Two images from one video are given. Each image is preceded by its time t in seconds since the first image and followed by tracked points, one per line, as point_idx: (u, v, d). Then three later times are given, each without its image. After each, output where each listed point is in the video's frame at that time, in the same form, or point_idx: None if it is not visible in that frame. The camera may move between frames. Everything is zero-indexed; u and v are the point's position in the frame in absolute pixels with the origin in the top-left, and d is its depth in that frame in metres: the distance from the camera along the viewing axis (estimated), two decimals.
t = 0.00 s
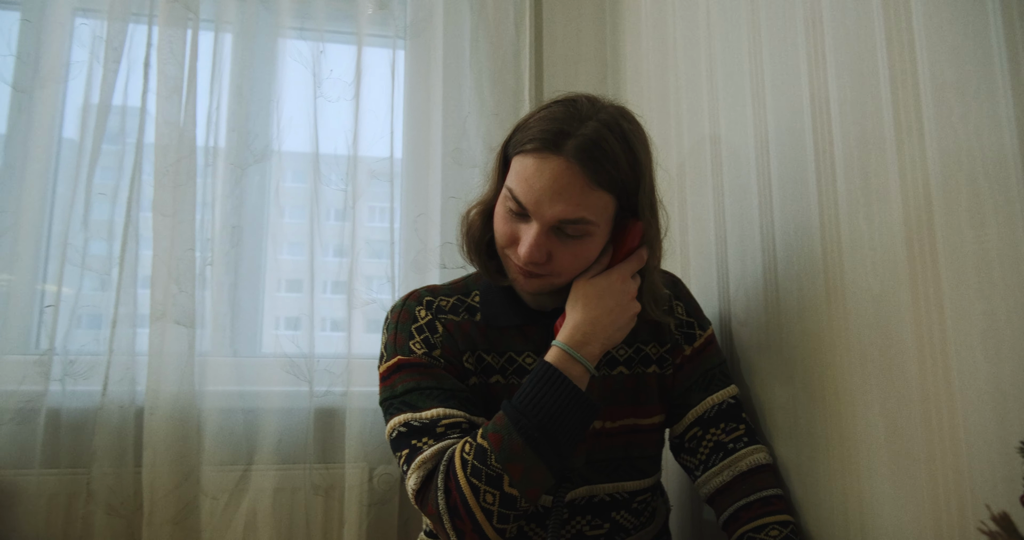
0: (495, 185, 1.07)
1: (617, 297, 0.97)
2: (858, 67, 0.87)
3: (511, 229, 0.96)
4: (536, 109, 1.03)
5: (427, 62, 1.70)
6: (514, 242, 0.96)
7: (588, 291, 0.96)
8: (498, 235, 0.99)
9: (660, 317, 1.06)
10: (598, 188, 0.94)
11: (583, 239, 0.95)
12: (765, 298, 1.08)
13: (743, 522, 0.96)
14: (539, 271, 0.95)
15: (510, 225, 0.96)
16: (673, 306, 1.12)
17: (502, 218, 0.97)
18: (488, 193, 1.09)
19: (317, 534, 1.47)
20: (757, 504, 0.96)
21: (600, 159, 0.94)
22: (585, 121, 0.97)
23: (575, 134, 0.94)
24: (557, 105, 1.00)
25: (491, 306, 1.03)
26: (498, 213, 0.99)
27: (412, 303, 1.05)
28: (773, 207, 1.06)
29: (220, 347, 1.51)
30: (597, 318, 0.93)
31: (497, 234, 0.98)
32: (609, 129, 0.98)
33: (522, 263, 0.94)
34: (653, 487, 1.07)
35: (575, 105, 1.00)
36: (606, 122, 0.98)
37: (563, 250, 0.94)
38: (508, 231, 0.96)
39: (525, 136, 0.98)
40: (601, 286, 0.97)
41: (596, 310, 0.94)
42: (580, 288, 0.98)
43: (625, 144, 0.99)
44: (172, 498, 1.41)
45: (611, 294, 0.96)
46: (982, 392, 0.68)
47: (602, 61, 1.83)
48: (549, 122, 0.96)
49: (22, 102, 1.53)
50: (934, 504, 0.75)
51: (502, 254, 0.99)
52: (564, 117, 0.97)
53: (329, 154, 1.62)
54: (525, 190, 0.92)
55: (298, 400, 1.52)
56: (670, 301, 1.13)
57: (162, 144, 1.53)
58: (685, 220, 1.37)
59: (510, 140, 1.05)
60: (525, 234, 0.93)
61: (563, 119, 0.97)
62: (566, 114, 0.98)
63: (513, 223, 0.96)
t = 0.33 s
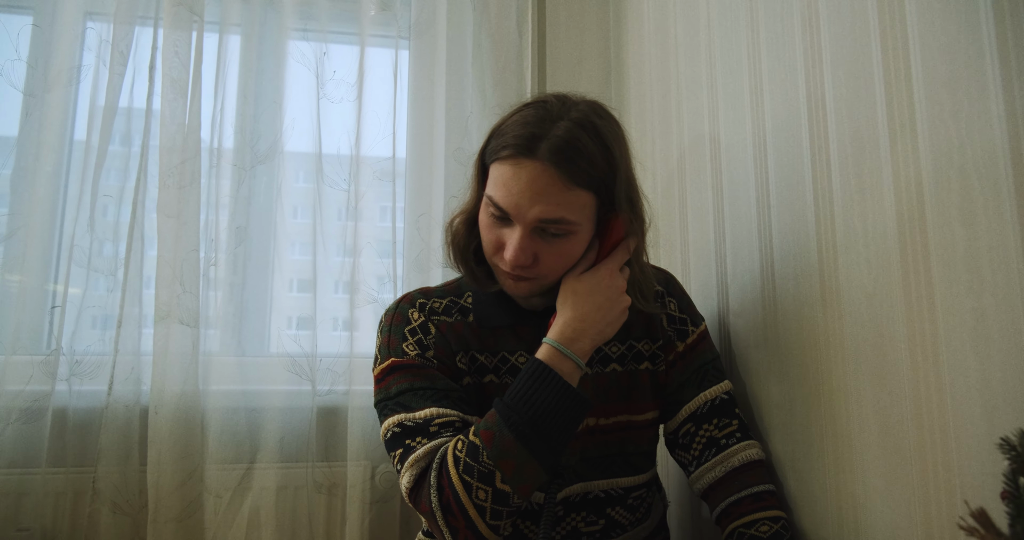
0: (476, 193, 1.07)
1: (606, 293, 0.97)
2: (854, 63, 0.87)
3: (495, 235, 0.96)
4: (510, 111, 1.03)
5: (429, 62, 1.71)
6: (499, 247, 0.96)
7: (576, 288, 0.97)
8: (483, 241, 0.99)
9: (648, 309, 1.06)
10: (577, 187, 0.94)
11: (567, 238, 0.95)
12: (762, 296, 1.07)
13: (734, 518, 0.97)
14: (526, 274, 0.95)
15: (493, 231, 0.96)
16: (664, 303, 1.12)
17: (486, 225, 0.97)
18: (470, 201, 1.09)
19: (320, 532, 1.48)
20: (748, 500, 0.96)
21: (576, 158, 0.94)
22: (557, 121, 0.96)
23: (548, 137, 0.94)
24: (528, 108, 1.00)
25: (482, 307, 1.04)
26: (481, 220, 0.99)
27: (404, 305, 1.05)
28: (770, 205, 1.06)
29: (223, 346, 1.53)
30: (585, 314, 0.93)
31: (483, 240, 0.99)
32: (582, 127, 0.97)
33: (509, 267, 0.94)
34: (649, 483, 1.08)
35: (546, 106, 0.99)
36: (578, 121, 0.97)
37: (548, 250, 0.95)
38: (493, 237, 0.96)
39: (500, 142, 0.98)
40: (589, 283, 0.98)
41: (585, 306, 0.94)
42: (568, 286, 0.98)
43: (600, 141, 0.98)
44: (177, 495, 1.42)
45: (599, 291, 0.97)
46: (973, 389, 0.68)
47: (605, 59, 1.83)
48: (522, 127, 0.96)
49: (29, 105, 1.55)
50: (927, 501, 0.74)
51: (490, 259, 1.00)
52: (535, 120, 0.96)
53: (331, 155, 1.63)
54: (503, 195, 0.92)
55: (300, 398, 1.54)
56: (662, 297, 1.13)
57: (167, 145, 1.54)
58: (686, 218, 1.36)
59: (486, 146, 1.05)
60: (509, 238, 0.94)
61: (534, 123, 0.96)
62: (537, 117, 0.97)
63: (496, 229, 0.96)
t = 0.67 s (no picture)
0: (463, 191, 1.07)
1: (597, 284, 0.98)
2: (841, 54, 0.87)
3: (487, 233, 0.97)
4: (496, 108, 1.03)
5: (424, 58, 1.71)
6: (491, 245, 0.97)
7: (567, 280, 0.97)
8: (475, 239, 1.00)
9: (636, 298, 1.07)
10: (565, 182, 0.94)
11: (558, 232, 0.96)
12: (754, 286, 1.08)
13: (721, 506, 0.98)
14: (519, 269, 0.96)
15: (485, 229, 0.97)
16: (654, 293, 1.13)
17: (478, 223, 0.98)
18: (457, 199, 1.09)
19: (320, 527, 1.50)
20: (735, 489, 0.97)
21: (562, 153, 0.94)
22: (542, 118, 0.96)
23: (535, 134, 0.94)
24: (512, 105, 1.00)
25: (473, 301, 1.04)
26: (472, 219, 0.99)
27: (396, 302, 1.06)
28: (762, 197, 1.06)
29: (221, 344, 1.54)
30: (575, 307, 0.94)
31: (475, 239, 0.99)
32: (567, 123, 0.97)
33: (502, 264, 0.95)
34: (642, 472, 1.09)
35: (530, 103, 1.00)
36: (564, 117, 0.98)
37: (540, 245, 0.96)
38: (485, 235, 0.97)
39: (486, 142, 0.98)
40: (579, 275, 0.98)
41: (576, 298, 0.95)
42: (559, 279, 0.99)
43: (586, 136, 0.99)
44: (177, 491, 1.44)
45: (591, 283, 0.97)
46: (959, 376, 0.68)
47: (600, 53, 1.83)
48: (508, 125, 0.96)
49: (26, 105, 1.56)
50: (914, 486, 0.75)
51: (481, 256, 1.01)
52: (520, 118, 0.96)
53: (327, 153, 1.64)
54: (493, 194, 0.93)
55: (298, 394, 1.55)
56: (650, 286, 1.14)
57: (164, 145, 1.55)
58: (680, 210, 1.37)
59: (472, 145, 1.05)
60: (501, 236, 0.94)
61: (520, 120, 0.96)
62: (522, 114, 0.97)
63: (488, 227, 0.96)
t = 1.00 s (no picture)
0: (463, 180, 1.07)
1: (599, 274, 0.97)
2: (840, 38, 0.86)
3: (488, 222, 0.96)
4: (496, 96, 1.03)
5: (422, 52, 1.71)
6: (492, 233, 0.96)
7: (569, 270, 0.97)
8: (476, 228, 1.00)
9: (638, 289, 1.07)
10: (567, 170, 0.94)
11: (559, 221, 0.96)
12: (755, 274, 1.08)
13: (725, 495, 0.98)
14: (521, 258, 0.96)
15: (486, 218, 0.96)
16: (656, 283, 1.12)
17: (478, 212, 0.98)
18: (457, 189, 1.09)
19: (326, 521, 1.50)
20: (739, 478, 0.97)
21: (564, 142, 0.94)
22: (544, 106, 0.96)
23: (536, 122, 0.94)
24: (514, 93, 1.00)
25: (474, 293, 1.04)
26: (473, 207, 0.99)
27: (396, 294, 1.06)
28: (763, 184, 1.06)
29: (225, 340, 1.54)
30: (577, 296, 0.94)
31: (476, 227, 0.99)
32: (568, 111, 0.97)
33: (504, 253, 0.95)
34: (645, 462, 1.09)
35: (531, 91, 0.99)
36: (565, 105, 0.97)
37: (541, 234, 0.95)
38: (486, 224, 0.97)
39: (487, 130, 0.98)
40: (581, 265, 0.98)
41: (577, 287, 0.95)
42: (561, 268, 0.98)
43: (587, 124, 0.99)
44: (182, 487, 1.44)
45: (593, 272, 0.97)
46: (962, 357, 0.68)
47: (599, 44, 1.82)
48: (509, 112, 0.96)
49: (26, 106, 1.57)
50: (918, 470, 0.75)
51: (482, 246, 1.01)
52: (522, 105, 0.96)
53: (328, 149, 1.64)
54: (494, 182, 0.92)
55: (301, 390, 1.55)
56: (652, 276, 1.13)
57: (164, 143, 1.56)
58: (681, 200, 1.36)
59: (472, 134, 1.04)
60: (502, 224, 0.94)
61: (521, 108, 0.96)
62: (524, 102, 0.97)
63: (489, 216, 0.96)
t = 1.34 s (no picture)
0: (469, 172, 1.07)
1: (604, 267, 0.97)
2: (842, 28, 0.86)
3: (493, 213, 0.96)
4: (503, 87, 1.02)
5: (424, 48, 1.71)
6: (496, 225, 0.96)
7: (574, 263, 0.97)
8: (480, 219, 1.00)
9: (645, 284, 1.07)
10: (573, 163, 0.94)
11: (564, 214, 0.96)
12: (759, 267, 1.07)
13: (730, 490, 0.98)
14: (524, 251, 0.96)
15: (490, 209, 0.96)
16: (660, 278, 1.12)
17: (483, 203, 0.98)
18: (462, 181, 1.09)
19: (330, 517, 1.51)
20: (744, 472, 0.97)
21: (570, 133, 0.94)
22: (550, 97, 0.96)
23: (543, 113, 0.94)
24: (521, 84, 0.99)
25: (478, 287, 1.04)
26: (477, 199, 0.99)
27: (401, 287, 1.06)
28: (766, 177, 1.06)
29: (228, 338, 1.55)
30: (582, 290, 0.94)
31: (480, 219, 0.99)
32: (575, 103, 0.97)
33: (508, 245, 0.94)
34: (650, 457, 1.09)
35: (538, 83, 0.99)
36: (572, 96, 0.97)
37: (546, 227, 0.95)
38: (490, 215, 0.97)
39: (494, 120, 0.98)
40: (586, 259, 0.98)
41: (582, 281, 0.95)
42: (566, 262, 0.98)
43: (594, 115, 0.99)
44: (187, 484, 1.45)
45: (598, 266, 0.97)
46: (967, 346, 0.68)
47: (601, 39, 1.81)
48: (516, 103, 0.96)
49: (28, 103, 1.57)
50: (923, 462, 0.75)
51: (486, 238, 1.00)
52: (528, 96, 0.96)
53: (330, 145, 1.64)
54: (499, 173, 0.92)
55: (305, 386, 1.55)
56: (658, 271, 1.13)
57: (165, 140, 1.56)
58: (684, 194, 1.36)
59: (479, 125, 1.04)
60: (506, 216, 0.94)
61: (528, 99, 0.96)
62: (531, 93, 0.97)
63: (493, 207, 0.96)
